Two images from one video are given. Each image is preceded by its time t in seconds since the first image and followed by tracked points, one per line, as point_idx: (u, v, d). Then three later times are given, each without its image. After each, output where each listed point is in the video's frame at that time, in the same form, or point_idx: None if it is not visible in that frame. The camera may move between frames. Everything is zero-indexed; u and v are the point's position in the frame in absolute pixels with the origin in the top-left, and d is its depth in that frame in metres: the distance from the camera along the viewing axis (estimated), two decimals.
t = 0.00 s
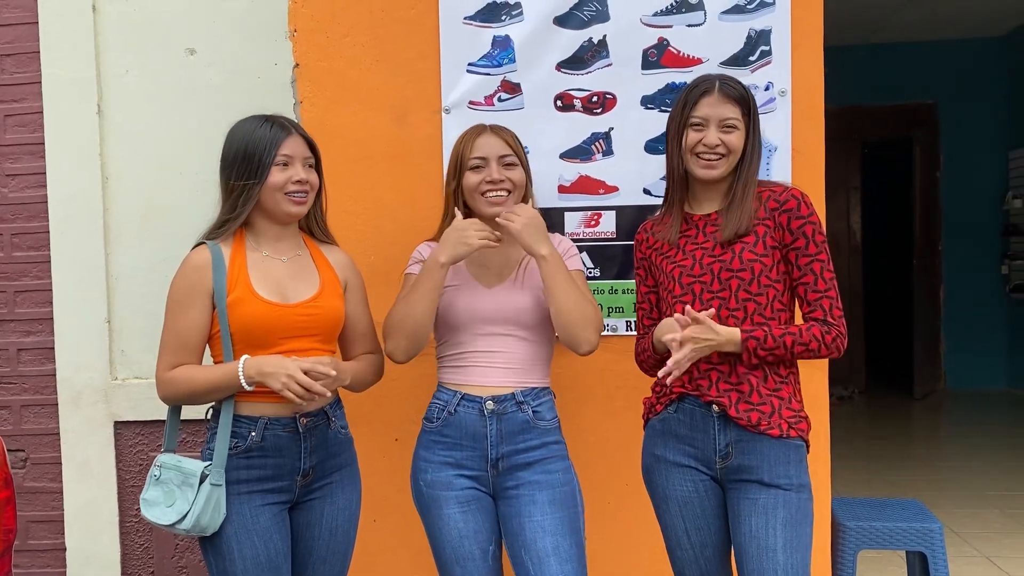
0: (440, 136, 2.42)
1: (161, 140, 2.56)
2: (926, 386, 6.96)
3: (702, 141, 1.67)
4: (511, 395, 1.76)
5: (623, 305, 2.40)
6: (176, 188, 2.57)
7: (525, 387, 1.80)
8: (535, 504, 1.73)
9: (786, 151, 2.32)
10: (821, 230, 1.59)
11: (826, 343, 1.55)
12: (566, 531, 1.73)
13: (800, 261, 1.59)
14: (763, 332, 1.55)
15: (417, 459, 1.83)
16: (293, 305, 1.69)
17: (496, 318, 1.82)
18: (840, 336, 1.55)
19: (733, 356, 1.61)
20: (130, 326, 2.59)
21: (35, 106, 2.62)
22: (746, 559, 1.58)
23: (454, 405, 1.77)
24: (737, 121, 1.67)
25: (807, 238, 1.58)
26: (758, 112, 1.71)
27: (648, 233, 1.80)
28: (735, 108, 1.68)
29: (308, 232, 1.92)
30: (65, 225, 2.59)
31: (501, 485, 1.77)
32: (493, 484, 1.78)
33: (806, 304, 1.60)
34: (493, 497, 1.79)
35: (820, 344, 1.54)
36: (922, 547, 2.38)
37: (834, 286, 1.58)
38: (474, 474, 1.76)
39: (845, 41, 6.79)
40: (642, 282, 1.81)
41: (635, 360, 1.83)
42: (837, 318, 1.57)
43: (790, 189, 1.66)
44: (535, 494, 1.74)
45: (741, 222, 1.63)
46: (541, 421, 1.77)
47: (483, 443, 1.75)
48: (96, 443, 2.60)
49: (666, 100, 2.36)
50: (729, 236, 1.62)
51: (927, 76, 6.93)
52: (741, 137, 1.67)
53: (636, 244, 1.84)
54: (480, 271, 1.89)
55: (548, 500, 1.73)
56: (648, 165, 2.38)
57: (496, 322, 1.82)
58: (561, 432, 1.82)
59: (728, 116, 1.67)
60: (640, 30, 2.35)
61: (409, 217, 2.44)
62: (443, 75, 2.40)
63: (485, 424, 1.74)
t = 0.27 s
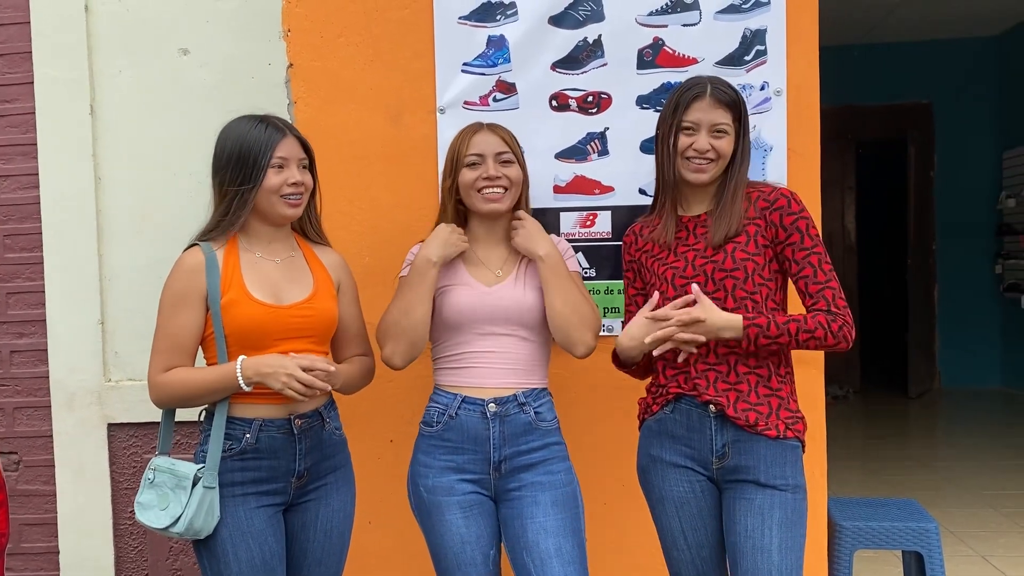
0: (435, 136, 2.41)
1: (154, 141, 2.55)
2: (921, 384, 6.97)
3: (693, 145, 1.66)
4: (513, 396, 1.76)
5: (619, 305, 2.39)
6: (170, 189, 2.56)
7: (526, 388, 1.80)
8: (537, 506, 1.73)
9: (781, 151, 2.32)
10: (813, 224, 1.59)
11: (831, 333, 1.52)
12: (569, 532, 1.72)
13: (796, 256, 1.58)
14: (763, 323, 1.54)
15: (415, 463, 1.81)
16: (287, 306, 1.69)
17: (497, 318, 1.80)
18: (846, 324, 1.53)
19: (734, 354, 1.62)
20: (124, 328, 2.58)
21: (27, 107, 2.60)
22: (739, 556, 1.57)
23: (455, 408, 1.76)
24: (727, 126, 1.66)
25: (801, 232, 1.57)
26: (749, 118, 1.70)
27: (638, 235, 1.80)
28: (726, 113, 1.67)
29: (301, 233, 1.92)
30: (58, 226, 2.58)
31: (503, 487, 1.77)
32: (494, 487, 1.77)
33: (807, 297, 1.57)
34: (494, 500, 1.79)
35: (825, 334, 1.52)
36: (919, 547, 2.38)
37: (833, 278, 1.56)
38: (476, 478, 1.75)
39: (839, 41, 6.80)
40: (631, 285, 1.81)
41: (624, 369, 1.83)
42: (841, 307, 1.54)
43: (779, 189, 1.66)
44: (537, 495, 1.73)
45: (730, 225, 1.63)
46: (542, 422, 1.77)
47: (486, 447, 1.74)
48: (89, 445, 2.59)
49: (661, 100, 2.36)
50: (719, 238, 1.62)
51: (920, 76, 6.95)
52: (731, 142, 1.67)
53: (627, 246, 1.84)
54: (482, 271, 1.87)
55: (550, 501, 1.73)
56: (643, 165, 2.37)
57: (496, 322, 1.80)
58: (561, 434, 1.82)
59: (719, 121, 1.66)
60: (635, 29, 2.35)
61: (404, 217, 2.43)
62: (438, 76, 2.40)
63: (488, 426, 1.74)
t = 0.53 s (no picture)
0: (427, 136, 2.40)
1: (145, 140, 2.53)
2: (914, 383, 6.98)
3: (682, 151, 1.65)
4: (503, 398, 1.75)
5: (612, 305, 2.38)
6: (161, 189, 2.54)
7: (516, 390, 1.79)
8: (528, 508, 1.72)
9: (775, 150, 2.31)
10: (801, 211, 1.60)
11: (825, 282, 1.46)
12: (559, 533, 1.72)
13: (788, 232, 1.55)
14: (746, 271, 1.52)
15: (404, 466, 1.80)
16: (276, 307, 1.68)
17: (487, 321, 1.79)
18: (841, 276, 1.47)
19: (730, 350, 1.62)
20: (114, 329, 2.56)
21: (16, 106, 2.58)
22: (741, 560, 1.56)
23: (445, 411, 1.74)
24: (719, 135, 1.65)
25: (791, 211, 1.57)
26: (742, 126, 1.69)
27: (624, 234, 1.78)
28: (719, 121, 1.66)
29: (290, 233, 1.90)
30: (48, 227, 2.56)
31: (494, 489, 1.76)
32: (485, 489, 1.76)
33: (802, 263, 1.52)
34: (485, 503, 1.78)
35: (818, 283, 1.46)
36: (913, 547, 2.38)
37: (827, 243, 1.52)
38: (467, 480, 1.74)
39: (834, 41, 6.81)
40: (614, 283, 1.79)
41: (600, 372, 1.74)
42: (836, 264, 1.49)
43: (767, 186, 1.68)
44: (527, 497, 1.73)
45: (719, 224, 1.63)
46: (532, 423, 1.76)
47: (476, 448, 1.73)
48: (79, 447, 2.57)
49: (654, 99, 2.35)
50: (709, 237, 1.62)
51: (914, 76, 6.97)
52: (721, 151, 1.66)
53: (611, 245, 1.82)
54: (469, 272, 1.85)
55: (541, 503, 1.72)
56: (636, 165, 2.36)
57: (487, 325, 1.80)
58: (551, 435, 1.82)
59: (712, 130, 1.65)
60: (627, 28, 2.34)
61: (396, 217, 2.42)
62: (430, 75, 2.38)
63: (478, 428, 1.72)
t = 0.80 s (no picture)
0: (420, 135, 2.39)
1: (136, 139, 2.52)
2: (907, 381, 7.02)
3: (671, 148, 1.65)
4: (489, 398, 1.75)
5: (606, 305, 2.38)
6: (153, 188, 2.53)
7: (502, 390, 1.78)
8: (515, 508, 1.71)
9: (769, 149, 2.31)
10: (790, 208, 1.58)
11: (801, 290, 1.46)
12: (547, 533, 1.71)
13: (774, 234, 1.55)
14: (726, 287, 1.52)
15: (392, 466, 1.80)
16: (267, 309, 1.67)
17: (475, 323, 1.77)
18: (819, 281, 1.46)
19: (723, 349, 1.61)
20: (106, 329, 2.54)
21: (6, 105, 2.56)
22: (736, 559, 1.56)
23: (430, 411, 1.74)
24: (709, 133, 1.65)
25: (778, 213, 1.56)
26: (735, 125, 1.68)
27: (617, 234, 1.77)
28: (710, 120, 1.65)
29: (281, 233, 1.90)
30: (38, 226, 2.54)
31: (481, 489, 1.75)
32: (472, 489, 1.75)
33: (784, 268, 1.52)
34: (472, 502, 1.77)
35: (794, 291, 1.46)
36: (907, 546, 2.38)
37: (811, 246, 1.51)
38: (453, 480, 1.73)
39: (828, 40, 6.81)
40: (609, 285, 1.78)
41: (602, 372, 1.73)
42: (816, 267, 1.48)
43: (756, 184, 1.67)
44: (515, 497, 1.71)
45: (709, 224, 1.62)
46: (518, 423, 1.75)
47: (461, 450, 1.72)
48: (71, 449, 2.55)
49: (649, 98, 2.34)
50: (699, 237, 1.61)
51: (908, 75, 6.98)
52: (710, 149, 1.65)
53: (603, 248, 1.81)
54: (458, 275, 1.83)
55: (528, 503, 1.71)
56: (630, 164, 2.36)
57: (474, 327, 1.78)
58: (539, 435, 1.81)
59: (701, 128, 1.64)
60: (622, 27, 2.33)
61: (389, 216, 2.41)
62: (424, 74, 2.37)
63: (463, 429, 1.72)
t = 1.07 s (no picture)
0: (414, 133, 2.38)
1: (128, 138, 2.51)
2: (902, 380, 7.00)
3: (648, 138, 1.67)
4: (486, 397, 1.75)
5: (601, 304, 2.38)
6: (146, 187, 2.52)
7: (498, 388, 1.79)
8: (513, 504, 1.71)
9: (763, 147, 2.30)
10: (790, 216, 1.57)
11: (799, 321, 1.50)
12: (544, 529, 1.71)
13: (773, 248, 1.55)
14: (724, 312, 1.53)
15: (388, 465, 1.79)
16: (259, 308, 1.66)
17: (471, 324, 1.76)
18: (816, 311, 1.50)
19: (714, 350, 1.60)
20: (99, 328, 2.53)
21: None
22: (727, 557, 1.56)
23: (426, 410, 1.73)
24: (684, 116, 1.65)
25: (778, 224, 1.55)
26: (715, 105, 1.66)
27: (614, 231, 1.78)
28: (684, 103, 1.66)
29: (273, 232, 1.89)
30: (30, 225, 2.52)
31: (478, 487, 1.74)
32: (471, 487, 1.75)
33: (782, 287, 1.54)
34: (469, 500, 1.76)
35: (793, 321, 1.50)
36: (902, 544, 2.38)
37: (808, 267, 1.53)
38: (451, 478, 1.73)
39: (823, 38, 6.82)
40: (608, 282, 1.80)
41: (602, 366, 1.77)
42: (813, 294, 1.51)
43: (757, 183, 1.65)
44: (513, 494, 1.72)
45: (706, 224, 1.60)
46: (516, 420, 1.76)
47: (461, 449, 1.72)
48: (64, 449, 2.54)
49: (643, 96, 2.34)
50: (697, 235, 1.60)
51: (903, 73, 6.99)
52: (689, 132, 1.65)
53: (602, 242, 1.82)
54: (454, 273, 1.82)
55: (526, 499, 1.72)
56: (625, 162, 2.36)
57: (470, 328, 1.77)
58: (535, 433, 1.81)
59: (674, 112, 1.65)
60: (616, 25, 2.33)
61: (383, 215, 2.40)
62: (418, 72, 2.37)
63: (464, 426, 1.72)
